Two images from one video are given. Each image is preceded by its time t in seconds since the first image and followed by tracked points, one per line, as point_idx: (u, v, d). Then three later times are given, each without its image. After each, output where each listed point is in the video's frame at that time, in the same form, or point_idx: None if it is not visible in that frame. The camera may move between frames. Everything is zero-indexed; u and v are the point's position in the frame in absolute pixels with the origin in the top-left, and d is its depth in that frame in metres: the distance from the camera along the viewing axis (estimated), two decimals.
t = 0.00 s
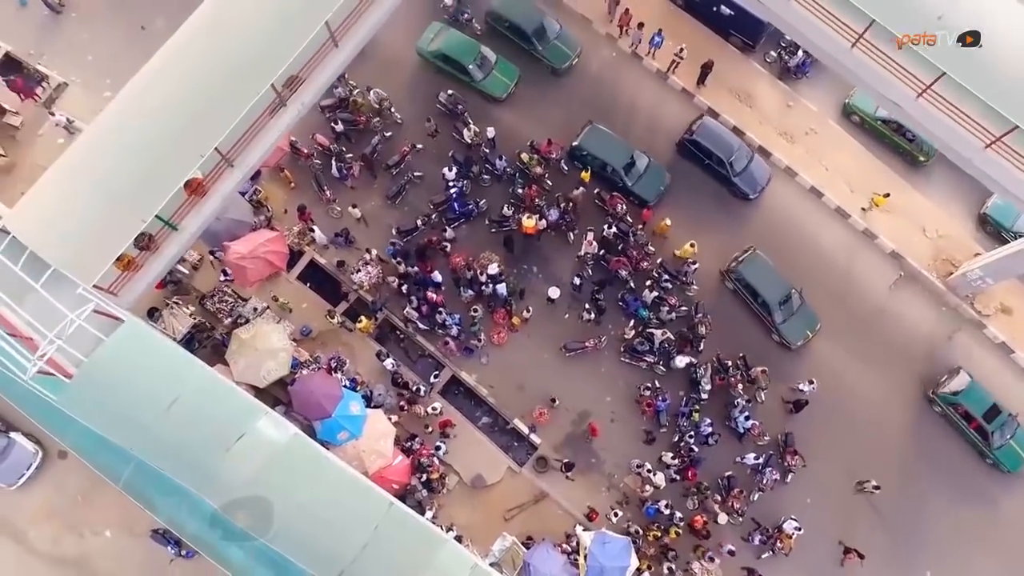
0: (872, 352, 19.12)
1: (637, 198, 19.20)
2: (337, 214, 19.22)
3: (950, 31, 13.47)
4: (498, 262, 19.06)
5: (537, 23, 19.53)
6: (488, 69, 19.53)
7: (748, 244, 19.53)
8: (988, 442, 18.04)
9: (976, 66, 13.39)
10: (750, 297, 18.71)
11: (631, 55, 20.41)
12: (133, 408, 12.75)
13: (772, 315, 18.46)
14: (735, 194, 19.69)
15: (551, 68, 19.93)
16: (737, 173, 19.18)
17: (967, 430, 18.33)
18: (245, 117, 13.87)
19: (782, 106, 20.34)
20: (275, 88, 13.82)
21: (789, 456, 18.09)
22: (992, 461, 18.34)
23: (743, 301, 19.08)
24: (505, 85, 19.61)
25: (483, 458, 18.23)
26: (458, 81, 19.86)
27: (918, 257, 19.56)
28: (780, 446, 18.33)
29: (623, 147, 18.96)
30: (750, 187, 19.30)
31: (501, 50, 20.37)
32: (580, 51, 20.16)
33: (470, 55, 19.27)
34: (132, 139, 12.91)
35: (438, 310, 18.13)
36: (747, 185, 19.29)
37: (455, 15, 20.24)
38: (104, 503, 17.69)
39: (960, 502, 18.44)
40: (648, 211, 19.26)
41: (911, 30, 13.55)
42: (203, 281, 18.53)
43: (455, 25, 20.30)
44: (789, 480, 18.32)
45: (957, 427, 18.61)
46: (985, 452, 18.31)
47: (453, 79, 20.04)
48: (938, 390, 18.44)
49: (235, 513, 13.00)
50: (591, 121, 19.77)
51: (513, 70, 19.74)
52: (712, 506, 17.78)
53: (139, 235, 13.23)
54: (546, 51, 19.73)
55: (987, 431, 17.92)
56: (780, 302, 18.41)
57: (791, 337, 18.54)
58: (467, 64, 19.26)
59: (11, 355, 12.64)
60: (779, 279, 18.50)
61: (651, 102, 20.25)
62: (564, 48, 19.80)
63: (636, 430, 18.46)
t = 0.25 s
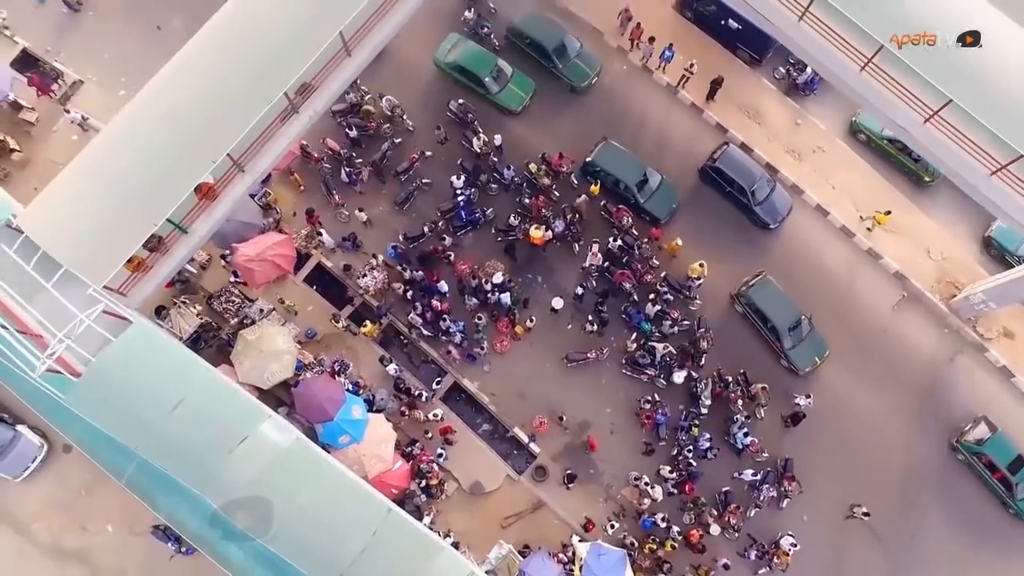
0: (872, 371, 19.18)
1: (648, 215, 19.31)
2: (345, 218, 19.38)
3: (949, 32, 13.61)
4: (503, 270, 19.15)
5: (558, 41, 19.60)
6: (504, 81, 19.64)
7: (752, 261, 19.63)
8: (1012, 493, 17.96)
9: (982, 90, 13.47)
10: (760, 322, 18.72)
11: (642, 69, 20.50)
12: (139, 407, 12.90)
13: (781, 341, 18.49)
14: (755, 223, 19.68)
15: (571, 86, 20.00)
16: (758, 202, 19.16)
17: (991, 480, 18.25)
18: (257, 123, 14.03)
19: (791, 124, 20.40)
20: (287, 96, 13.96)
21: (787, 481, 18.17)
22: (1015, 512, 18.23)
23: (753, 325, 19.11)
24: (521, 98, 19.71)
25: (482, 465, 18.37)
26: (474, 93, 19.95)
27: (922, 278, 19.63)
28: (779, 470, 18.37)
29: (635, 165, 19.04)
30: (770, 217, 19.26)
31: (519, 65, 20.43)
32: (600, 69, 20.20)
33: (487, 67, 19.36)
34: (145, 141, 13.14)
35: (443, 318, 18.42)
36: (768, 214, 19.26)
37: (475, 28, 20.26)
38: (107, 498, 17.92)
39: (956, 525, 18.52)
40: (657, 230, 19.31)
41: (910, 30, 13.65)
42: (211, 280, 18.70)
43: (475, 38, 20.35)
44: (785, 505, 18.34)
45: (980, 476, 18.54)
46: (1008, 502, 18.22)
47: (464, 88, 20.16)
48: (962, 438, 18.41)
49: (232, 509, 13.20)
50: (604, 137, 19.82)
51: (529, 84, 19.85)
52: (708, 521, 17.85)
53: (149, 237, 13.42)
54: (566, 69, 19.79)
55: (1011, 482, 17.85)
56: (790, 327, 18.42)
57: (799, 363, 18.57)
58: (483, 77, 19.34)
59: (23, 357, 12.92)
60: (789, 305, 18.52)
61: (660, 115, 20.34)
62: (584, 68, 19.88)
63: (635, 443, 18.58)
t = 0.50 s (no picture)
0: (872, 391, 19.23)
1: (660, 233, 19.31)
2: (353, 222, 19.51)
3: (950, 32, 13.76)
4: (508, 279, 19.30)
5: (578, 60, 19.63)
6: (519, 94, 19.71)
7: (757, 277, 19.69)
8: None
9: (989, 117, 13.49)
10: (769, 348, 18.77)
11: (653, 82, 20.58)
12: (144, 407, 13.05)
13: (790, 368, 18.53)
14: (774, 254, 19.69)
15: (590, 105, 20.03)
16: (779, 233, 19.15)
17: (1015, 535, 18.16)
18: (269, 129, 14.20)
19: (800, 142, 20.45)
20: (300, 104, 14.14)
21: (784, 505, 18.18)
22: None
23: (763, 352, 19.17)
24: (535, 112, 19.80)
25: (481, 473, 18.48)
26: (490, 104, 20.04)
27: (925, 300, 19.67)
28: (777, 491, 18.39)
29: (647, 184, 19.06)
30: (790, 248, 19.27)
31: (530, 75, 20.52)
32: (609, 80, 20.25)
33: (503, 81, 19.43)
34: (157, 143, 13.29)
35: (446, 325, 18.50)
36: (788, 246, 19.26)
37: (495, 43, 20.26)
38: (109, 493, 18.09)
39: (952, 547, 18.57)
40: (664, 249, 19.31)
41: (910, 30, 13.78)
42: (218, 280, 18.84)
43: (493, 52, 20.37)
44: (779, 528, 18.39)
45: (1005, 531, 18.45)
46: None
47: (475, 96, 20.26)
48: (987, 492, 18.41)
49: (232, 511, 13.32)
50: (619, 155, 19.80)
51: (544, 98, 19.94)
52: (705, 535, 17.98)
53: (160, 239, 13.61)
54: (585, 87, 19.82)
55: None
56: (799, 355, 18.48)
57: (808, 391, 18.62)
58: (498, 89, 19.42)
59: (31, 355, 13.06)
60: (799, 332, 18.59)
61: (669, 129, 20.41)
62: (604, 87, 19.91)
63: (634, 455, 18.67)
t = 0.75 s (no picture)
0: (873, 411, 19.24)
1: (671, 251, 19.33)
2: (361, 226, 19.60)
3: (949, 33, 13.91)
4: (512, 287, 19.37)
5: (599, 79, 19.70)
6: (534, 108, 19.76)
7: (760, 294, 19.72)
8: None
9: (995, 144, 13.59)
10: (777, 374, 18.83)
11: (663, 95, 20.62)
12: (148, 408, 13.15)
13: (798, 395, 18.59)
14: (792, 285, 19.65)
15: (608, 124, 20.08)
16: (799, 265, 19.12)
17: None
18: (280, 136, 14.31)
19: (808, 159, 20.47)
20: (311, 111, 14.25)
21: (781, 524, 18.24)
22: None
23: (771, 378, 19.21)
24: (550, 125, 19.83)
25: (480, 481, 18.59)
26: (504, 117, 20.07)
27: (930, 322, 19.64)
28: (774, 510, 18.46)
29: (660, 203, 19.11)
30: (809, 281, 19.21)
31: (541, 85, 20.55)
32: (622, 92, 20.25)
33: (518, 94, 19.47)
34: (169, 146, 13.43)
35: (450, 332, 18.59)
36: (807, 278, 19.21)
37: (515, 58, 20.32)
38: (111, 488, 18.27)
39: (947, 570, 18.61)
40: (673, 266, 19.58)
41: (910, 30, 13.91)
42: (225, 280, 18.94)
43: (513, 68, 20.44)
44: (774, 548, 18.42)
45: None
46: None
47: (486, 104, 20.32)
48: (1012, 549, 18.36)
49: (230, 513, 13.43)
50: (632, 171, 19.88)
51: (559, 112, 19.98)
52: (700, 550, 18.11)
53: (169, 242, 13.76)
54: (604, 107, 19.86)
55: None
56: (808, 383, 18.53)
57: (815, 419, 18.68)
58: (513, 102, 19.44)
59: (37, 356, 13.15)
60: (809, 361, 18.63)
61: (678, 143, 20.44)
62: (623, 106, 19.96)
63: (633, 468, 18.73)
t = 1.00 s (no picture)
0: (874, 431, 19.23)
1: (682, 269, 19.36)
2: (368, 231, 19.68)
3: (948, 33, 14.01)
4: (517, 296, 19.46)
5: (617, 98, 19.71)
6: (549, 121, 19.83)
7: (765, 310, 19.73)
8: None
9: (1002, 171, 13.63)
10: (786, 402, 18.82)
11: (673, 108, 20.65)
12: (152, 409, 13.22)
13: (806, 423, 18.61)
14: (810, 319, 19.60)
15: (626, 143, 20.09)
16: (817, 300, 19.08)
17: None
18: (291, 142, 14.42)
19: (817, 176, 20.45)
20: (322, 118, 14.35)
21: (778, 542, 18.24)
22: None
23: (779, 406, 19.21)
24: (564, 139, 19.88)
25: (479, 488, 18.64)
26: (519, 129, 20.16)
27: (934, 343, 19.63)
28: (772, 527, 18.45)
29: (673, 221, 19.06)
30: (827, 315, 19.16)
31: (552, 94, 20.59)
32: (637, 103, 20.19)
33: (534, 107, 19.56)
34: (179, 150, 13.58)
35: (453, 339, 18.71)
36: (825, 312, 19.16)
37: (535, 74, 20.36)
38: (113, 484, 18.40)
39: None
40: (683, 287, 19.42)
41: (910, 31, 14.00)
42: (231, 280, 19.04)
43: (533, 82, 20.48)
44: (771, 565, 18.43)
45: None
46: None
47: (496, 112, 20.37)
48: None
49: (230, 515, 13.50)
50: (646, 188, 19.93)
51: (573, 126, 20.04)
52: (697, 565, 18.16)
53: (177, 244, 13.88)
54: (622, 126, 19.88)
55: None
56: (816, 412, 18.54)
57: (823, 448, 18.67)
58: (528, 115, 19.54)
59: (45, 352, 13.41)
60: (819, 389, 18.65)
61: (687, 157, 20.46)
62: (641, 126, 19.96)
63: (632, 480, 18.76)
